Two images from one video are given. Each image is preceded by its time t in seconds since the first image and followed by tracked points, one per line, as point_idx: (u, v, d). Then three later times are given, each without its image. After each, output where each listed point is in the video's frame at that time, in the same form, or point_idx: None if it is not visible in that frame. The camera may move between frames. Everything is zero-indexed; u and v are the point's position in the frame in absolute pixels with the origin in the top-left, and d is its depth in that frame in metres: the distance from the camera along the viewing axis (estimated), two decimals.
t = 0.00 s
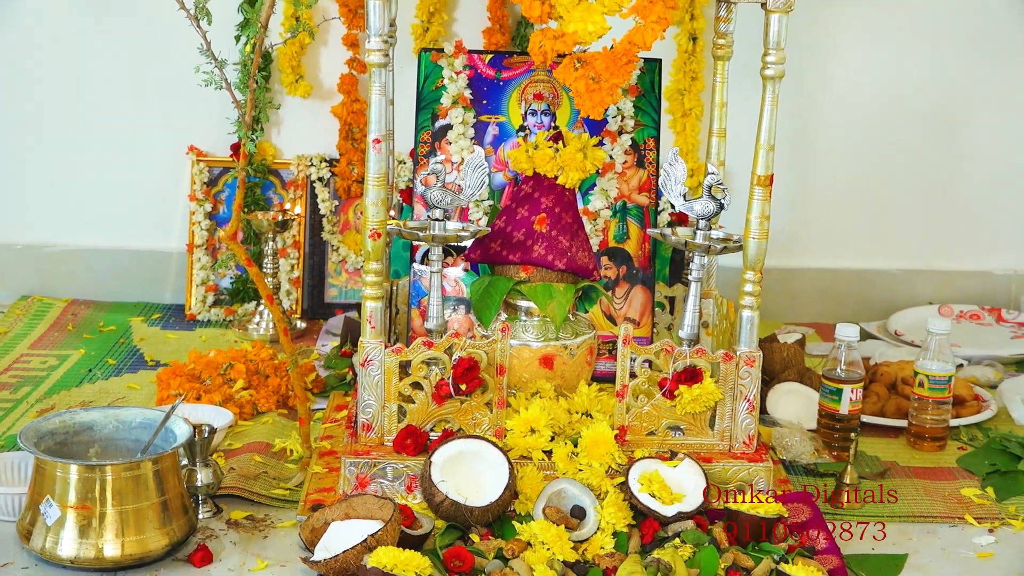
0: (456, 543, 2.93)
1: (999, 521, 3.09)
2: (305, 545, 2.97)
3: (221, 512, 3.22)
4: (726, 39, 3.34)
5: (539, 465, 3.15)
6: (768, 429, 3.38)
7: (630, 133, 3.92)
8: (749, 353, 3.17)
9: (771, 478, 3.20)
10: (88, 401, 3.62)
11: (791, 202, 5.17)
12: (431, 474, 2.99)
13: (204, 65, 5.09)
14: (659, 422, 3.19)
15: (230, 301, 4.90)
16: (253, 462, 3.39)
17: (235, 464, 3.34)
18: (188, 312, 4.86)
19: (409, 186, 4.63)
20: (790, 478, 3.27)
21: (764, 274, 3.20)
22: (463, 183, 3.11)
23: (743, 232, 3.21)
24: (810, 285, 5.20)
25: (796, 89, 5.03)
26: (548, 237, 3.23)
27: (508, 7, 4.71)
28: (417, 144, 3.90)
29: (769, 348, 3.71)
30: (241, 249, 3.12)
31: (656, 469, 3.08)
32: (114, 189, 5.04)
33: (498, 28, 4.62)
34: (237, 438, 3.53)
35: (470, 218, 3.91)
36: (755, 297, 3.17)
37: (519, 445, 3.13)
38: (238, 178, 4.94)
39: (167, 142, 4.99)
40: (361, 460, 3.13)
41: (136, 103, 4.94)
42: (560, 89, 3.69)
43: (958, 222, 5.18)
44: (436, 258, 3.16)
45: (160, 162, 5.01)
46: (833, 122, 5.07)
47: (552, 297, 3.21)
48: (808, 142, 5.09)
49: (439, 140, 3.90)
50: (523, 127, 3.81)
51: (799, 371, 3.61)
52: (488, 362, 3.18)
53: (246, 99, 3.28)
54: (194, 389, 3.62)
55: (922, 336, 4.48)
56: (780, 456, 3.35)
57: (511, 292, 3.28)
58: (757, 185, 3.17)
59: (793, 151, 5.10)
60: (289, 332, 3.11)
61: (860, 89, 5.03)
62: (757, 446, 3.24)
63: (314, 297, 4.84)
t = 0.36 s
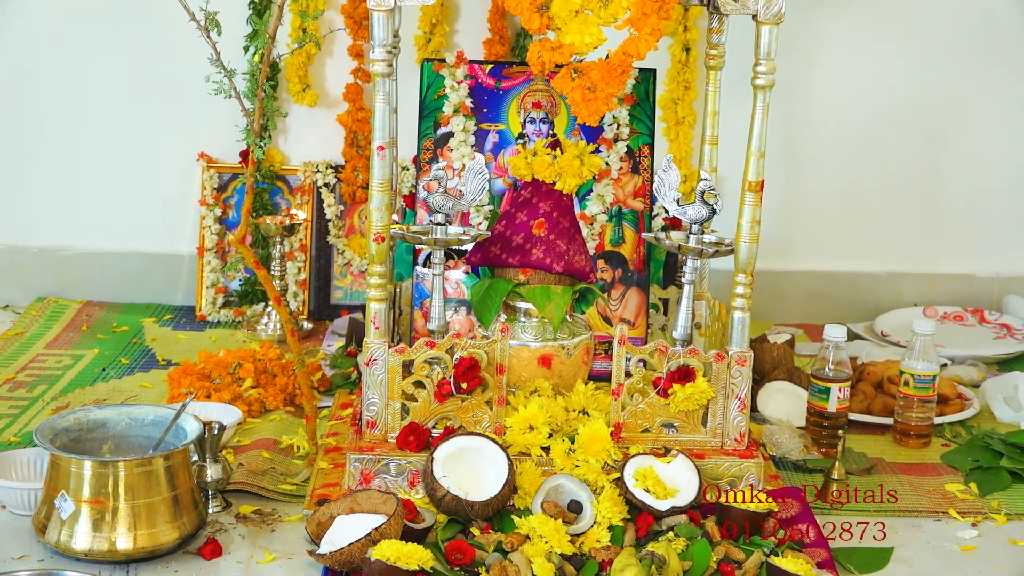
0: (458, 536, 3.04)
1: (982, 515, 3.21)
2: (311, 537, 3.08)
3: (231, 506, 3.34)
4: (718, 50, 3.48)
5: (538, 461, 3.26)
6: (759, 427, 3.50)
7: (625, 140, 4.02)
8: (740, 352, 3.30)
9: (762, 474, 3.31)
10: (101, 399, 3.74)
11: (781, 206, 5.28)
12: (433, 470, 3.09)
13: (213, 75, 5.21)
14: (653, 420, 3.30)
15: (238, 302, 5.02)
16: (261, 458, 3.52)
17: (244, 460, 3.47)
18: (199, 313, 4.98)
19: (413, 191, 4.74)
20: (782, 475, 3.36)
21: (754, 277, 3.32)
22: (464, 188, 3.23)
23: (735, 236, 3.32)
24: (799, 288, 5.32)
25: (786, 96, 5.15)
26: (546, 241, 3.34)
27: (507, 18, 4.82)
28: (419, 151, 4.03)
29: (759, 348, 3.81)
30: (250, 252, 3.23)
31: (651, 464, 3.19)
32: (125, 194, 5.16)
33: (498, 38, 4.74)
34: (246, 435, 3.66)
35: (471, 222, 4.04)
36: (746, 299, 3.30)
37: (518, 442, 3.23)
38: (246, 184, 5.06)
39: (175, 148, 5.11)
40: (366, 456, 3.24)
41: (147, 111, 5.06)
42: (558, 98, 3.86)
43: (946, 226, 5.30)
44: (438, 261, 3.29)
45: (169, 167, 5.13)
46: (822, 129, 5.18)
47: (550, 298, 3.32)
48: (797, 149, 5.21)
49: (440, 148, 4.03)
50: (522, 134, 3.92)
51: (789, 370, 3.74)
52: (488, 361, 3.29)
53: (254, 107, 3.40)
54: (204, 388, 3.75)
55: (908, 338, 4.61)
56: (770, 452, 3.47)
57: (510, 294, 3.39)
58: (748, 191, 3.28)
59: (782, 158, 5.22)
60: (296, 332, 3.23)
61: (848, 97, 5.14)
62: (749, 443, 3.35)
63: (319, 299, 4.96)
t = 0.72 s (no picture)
0: (459, 531, 3.13)
1: (966, 511, 3.32)
2: (318, 532, 3.18)
3: (240, 502, 3.45)
4: (712, 61, 3.61)
5: (537, 458, 3.37)
6: (751, 425, 3.62)
7: (621, 148, 4.17)
8: (732, 354, 3.41)
9: (754, 471, 3.43)
10: (115, 398, 3.86)
11: (772, 212, 5.40)
12: (436, 467, 3.20)
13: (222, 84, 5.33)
14: (648, 418, 3.42)
15: (247, 305, 5.14)
16: (270, 455, 3.64)
17: (252, 458, 3.58)
18: (209, 316, 5.11)
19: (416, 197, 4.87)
20: (772, 471, 3.49)
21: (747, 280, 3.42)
22: (466, 195, 3.34)
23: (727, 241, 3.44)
24: (788, 291, 5.45)
25: (776, 105, 5.26)
26: (545, 246, 3.46)
27: (507, 31, 4.94)
28: (423, 158, 4.18)
29: (750, 349, 3.95)
30: (259, 256, 3.34)
31: (646, 461, 3.30)
32: (137, 199, 5.28)
33: (499, 50, 4.86)
34: (255, 432, 3.78)
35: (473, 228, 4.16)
36: (738, 302, 3.40)
37: (518, 440, 3.35)
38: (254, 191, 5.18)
39: (183, 155, 5.23)
40: (371, 454, 3.35)
41: (156, 119, 5.18)
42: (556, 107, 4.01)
43: (933, 232, 5.43)
44: (440, 265, 3.40)
45: (177, 174, 5.25)
46: (812, 137, 5.30)
47: (548, 302, 3.43)
48: (788, 156, 5.32)
49: (443, 156, 4.17)
50: (523, 142, 4.05)
51: (779, 370, 3.86)
52: (489, 361, 3.40)
53: (263, 116, 3.51)
54: (215, 388, 3.88)
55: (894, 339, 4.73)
56: (762, 450, 3.58)
57: (510, 297, 3.49)
58: (740, 198, 3.39)
59: (773, 165, 5.34)
60: (303, 334, 3.33)
61: (839, 106, 5.26)
62: (741, 441, 3.47)
63: (326, 301, 5.07)
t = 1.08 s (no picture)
0: (461, 526, 3.26)
1: (951, 505, 3.44)
2: (324, 527, 3.30)
3: (249, 498, 3.57)
4: (704, 71, 3.73)
5: (536, 455, 3.49)
6: (742, 423, 3.73)
7: (617, 156, 4.28)
8: (724, 354, 3.53)
9: (745, 468, 3.54)
10: (128, 398, 3.99)
11: (763, 216, 5.52)
12: (438, 465, 3.31)
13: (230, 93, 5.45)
14: (643, 416, 3.54)
15: (255, 307, 5.26)
16: (277, 452, 3.76)
17: (260, 454, 3.71)
18: (220, 317, 5.23)
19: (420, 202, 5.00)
20: (763, 468, 3.61)
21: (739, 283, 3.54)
22: (467, 201, 3.45)
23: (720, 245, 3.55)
24: (779, 293, 5.57)
25: (767, 112, 5.38)
26: (544, 250, 3.58)
27: (507, 42, 5.08)
28: (425, 166, 4.25)
29: (741, 349, 4.07)
30: (266, 259, 3.44)
31: (641, 458, 3.42)
32: (146, 204, 5.40)
33: (499, 60, 4.99)
34: (263, 431, 3.91)
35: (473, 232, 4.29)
36: (730, 304, 3.52)
37: (517, 437, 3.46)
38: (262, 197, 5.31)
39: (190, 162, 5.35)
40: (375, 451, 3.47)
41: (164, 126, 5.30)
42: (553, 115, 4.18)
43: (921, 235, 5.55)
44: (442, 269, 3.51)
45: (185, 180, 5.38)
46: (802, 143, 5.42)
47: (547, 304, 3.54)
48: (778, 162, 5.45)
49: (445, 162, 4.26)
50: (522, 149, 4.18)
51: (770, 369, 3.97)
52: (489, 361, 3.51)
53: (270, 124, 3.62)
54: (224, 387, 4.00)
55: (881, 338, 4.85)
56: (753, 447, 3.70)
57: (510, 299, 3.60)
58: (732, 203, 3.51)
59: (764, 170, 5.46)
60: (310, 335, 3.45)
61: (829, 114, 5.38)
62: (733, 439, 3.59)
63: (332, 304, 5.19)
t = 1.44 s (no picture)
0: (462, 519, 3.37)
1: (936, 500, 3.56)
2: (330, 520, 3.41)
3: (258, 492, 3.70)
4: (697, 80, 3.86)
5: (534, 451, 3.58)
6: (735, 420, 3.83)
7: (614, 161, 4.41)
8: (717, 353, 3.65)
9: (737, 463, 3.66)
10: (140, 395, 4.10)
11: (755, 219, 5.65)
12: (440, 460, 3.44)
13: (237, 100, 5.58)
14: (639, 414, 3.66)
15: (262, 308, 5.39)
16: (285, 448, 3.89)
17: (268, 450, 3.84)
18: (229, 317, 5.36)
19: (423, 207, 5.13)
20: (754, 464, 3.73)
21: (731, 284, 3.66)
22: (469, 205, 3.57)
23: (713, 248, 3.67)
24: (772, 295, 5.69)
25: (760, 119, 5.51)
26: (542, 252, 3.72)
27: (507, 52, 5.21)
28: (427, 171, 4.39)
29: (734, 348, 4.19)
30: (274, 261, 3.55)
31: (636, 454, 3.53)
32: (155, 208, 5.52)
33: (500, 70, 5.11)
34: (270, 427, 4.04)
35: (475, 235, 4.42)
36: (722, 305, 3.64)
37: (517, 433, 3.56)
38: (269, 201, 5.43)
39: (198, 166, 5.48)
40: (379, 447, 3.58)
41: (171, 131, 5.42)
42: (552, 122, 4.31)
43: (910, 239, 5.68)
44: (444, 270, 3.64)
45: (192, 184, 5.50)
46: (794, 149, 5.54)
47: (545, 304, 3.66)
48: (770, 167, 5.57)
49: (446, 168, 4.39)
50: (522, 156, 4.31)
51: (761, 368, 4.10)
52: (490, 360, 3.63)
53: (278, 130, 3.74)
54: (233, 385, 4.13)
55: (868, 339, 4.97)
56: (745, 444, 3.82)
57: (510, 301, 3.72)
58: (724, 208, 3.63)
59: (757, 175, 5.58)
60: (316, 334, 3.58)
61: (819, 120, 5.51)
62: (725, 435, 3.71)
63: (338, 304, 5.31)
